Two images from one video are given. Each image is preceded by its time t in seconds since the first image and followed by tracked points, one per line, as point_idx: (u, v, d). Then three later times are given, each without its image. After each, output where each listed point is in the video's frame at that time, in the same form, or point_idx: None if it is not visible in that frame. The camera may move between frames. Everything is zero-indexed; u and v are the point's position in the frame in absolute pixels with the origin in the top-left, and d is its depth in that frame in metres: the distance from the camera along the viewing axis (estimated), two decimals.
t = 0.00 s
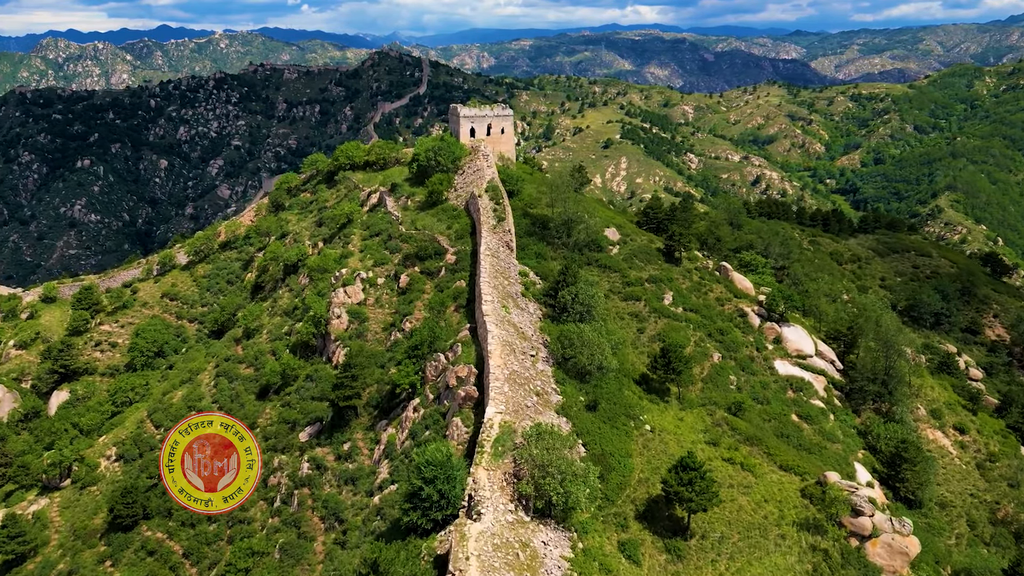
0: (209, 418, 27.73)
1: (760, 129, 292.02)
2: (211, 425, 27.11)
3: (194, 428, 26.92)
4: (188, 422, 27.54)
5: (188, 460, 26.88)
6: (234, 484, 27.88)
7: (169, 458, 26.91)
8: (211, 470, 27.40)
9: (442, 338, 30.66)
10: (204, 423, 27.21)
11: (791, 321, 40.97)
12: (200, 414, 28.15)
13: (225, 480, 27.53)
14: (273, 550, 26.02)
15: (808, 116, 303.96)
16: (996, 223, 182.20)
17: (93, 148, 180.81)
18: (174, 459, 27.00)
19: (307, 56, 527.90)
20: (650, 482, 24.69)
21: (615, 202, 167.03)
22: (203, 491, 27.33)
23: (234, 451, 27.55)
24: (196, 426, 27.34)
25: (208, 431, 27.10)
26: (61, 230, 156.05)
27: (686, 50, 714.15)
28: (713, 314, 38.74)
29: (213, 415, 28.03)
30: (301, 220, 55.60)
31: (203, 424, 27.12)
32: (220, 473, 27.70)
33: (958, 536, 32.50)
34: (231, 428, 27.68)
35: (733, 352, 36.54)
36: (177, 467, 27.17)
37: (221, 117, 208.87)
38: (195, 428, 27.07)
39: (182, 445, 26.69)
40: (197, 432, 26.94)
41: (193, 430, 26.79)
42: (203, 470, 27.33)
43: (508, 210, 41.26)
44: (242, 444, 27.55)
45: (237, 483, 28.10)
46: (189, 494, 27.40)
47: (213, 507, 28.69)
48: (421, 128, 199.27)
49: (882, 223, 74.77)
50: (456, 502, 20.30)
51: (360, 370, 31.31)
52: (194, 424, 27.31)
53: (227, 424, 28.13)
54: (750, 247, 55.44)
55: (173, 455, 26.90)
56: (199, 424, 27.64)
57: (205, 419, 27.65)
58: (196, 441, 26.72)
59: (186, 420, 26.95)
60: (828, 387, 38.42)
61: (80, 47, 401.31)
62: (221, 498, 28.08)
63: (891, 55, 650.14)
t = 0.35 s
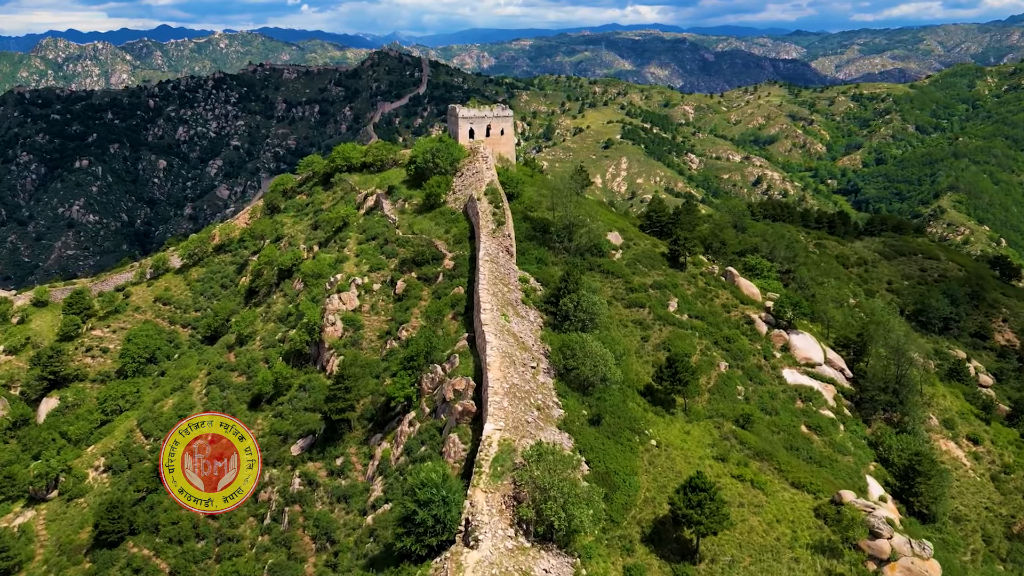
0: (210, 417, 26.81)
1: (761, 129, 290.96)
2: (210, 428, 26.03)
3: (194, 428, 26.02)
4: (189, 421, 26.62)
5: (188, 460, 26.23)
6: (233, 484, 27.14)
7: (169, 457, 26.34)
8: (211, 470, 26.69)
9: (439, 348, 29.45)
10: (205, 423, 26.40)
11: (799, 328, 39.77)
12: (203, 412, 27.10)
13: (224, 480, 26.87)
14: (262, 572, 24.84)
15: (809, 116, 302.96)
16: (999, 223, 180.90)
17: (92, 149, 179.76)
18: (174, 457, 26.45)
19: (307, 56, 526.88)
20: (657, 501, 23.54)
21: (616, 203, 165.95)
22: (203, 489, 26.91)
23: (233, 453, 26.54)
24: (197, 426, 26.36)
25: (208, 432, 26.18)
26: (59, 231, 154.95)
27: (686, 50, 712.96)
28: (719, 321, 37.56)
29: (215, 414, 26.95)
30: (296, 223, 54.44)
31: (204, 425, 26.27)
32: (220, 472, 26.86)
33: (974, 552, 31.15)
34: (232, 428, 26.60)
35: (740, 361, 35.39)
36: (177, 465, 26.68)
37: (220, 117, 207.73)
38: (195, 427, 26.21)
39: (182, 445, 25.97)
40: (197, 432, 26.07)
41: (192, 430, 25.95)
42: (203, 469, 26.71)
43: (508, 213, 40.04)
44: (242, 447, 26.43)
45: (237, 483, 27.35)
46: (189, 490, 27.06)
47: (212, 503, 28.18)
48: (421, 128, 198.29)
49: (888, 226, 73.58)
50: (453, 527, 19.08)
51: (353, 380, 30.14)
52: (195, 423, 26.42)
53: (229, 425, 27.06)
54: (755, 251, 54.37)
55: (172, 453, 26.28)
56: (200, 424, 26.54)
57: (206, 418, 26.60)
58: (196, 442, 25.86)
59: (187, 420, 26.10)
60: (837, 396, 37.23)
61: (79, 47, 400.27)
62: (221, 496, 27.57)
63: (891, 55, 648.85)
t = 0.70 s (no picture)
0: (210, 422, 30.94)
1: (762, 130, 289.88)
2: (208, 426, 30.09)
3: (194, 429, 30.05)
4: (191, 426, 30.67)
5: (188, 461, 29.77)
6: (233, 484, 29.60)
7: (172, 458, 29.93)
8: (211, 470, 29.84)
9: (435, 362, 28.32)
10: (204, 425, 30.49)
11: (806, 339, 38.76)
12: (202, 419, 31.31)
13: (224, 480, 29.66)
14: None
15: (810, 116, 301.86)
16: (1001, 225, 179.69)
17: (90, 149, 178.56)
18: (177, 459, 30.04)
19: (307, 56, 525.57)
20: (662, 526, 22.48)
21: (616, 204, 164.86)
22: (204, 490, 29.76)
23: (231, 451, 29.71)
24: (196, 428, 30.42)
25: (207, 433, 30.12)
26: (57, 232, 153.64)
27: (686, 50, 711.42)
28: (725, 331, 36.48)
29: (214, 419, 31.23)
30: (292, 228, 53.43)
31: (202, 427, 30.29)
32: (220, 471, 29.83)
33: (989, 571, 30.05)
34: (229, 430, 30.42)
35: (746, 373, 34.36)
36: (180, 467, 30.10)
37: (219, 117, 206.59)
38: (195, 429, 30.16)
39: (183, 445, 29.74)
40: (197, 432, 30.01)
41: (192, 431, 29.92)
42: (204, 470, 29.93)
43: (507, 220, 38.95)
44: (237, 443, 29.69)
45: (236, 483, 29.70)
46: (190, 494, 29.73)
47: (212, 509, 29.84)
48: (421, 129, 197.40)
49: (894, 230, 72.49)
50: (448, 559, 17.99)
51: (347, 395, 29.00)
52: (194, 426, 30.55)
53: (227, 426, 30.95)
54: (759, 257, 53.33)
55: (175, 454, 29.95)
56: (199, 426, 30.65)
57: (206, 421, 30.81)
58: (196, 440, 29.57)
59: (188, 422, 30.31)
60: (846, 409, 36.17)
61: (78, 47, 398.97)
62: (222, 499, 29.77)
63: (892, 54, 647.42)
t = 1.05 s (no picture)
0: (211, 423, 31.73)
1: (763, 130, 288.68)
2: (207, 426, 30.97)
3: (195, 429, 30.99)
4: (193, 427, 31.59)
5: (189, 461, 30.31)
6: (233, 483, 29.59)
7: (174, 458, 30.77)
8: (211, 470, 30.17)
9: (434, 375, 27.20)
10: (204, 426, 31.36)
11: (816, 347, 37.69)
12: (204, 421, 32.11)
13: (224, 479, 29.91)
14: None
15: (811, 116, 300.67)
16: (1004, 225, 178.62)
17: (89, 149, 177.45)
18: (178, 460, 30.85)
19: (307, 56, 524.39)
20: (672, 550, 21.35)
21: (617, 205, 163.78)
22: (204, 491, 29.91)
23: (229, 451, 29.99)
24: (198, 428, 31.30)
25: (206, 433, 30.82)
26: (55, 233, 152.67)
27: (686, 50, 710.08)
28: (733, 340, 35.37)
29: (215, 421, 32.10)
30: (288, 232, 52.36)
31: (202, 428, 31.14)
32: (220, 472, 30.12)
33: None
34: (228, 430, 30.91)
35: (755, 384, 33.28)
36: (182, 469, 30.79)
37: (218, 117, 205.52)
38: (196, 430, 31.03)
39: (184, 445, 30.54)
40: (197, 432, 30.88)
41: (192, 431, 30.87)
42: (204, 471, 30.31)
43: (508, 225, 37.83)
44: (235, 442, 29.91)
45: (236, 483, 29.67)
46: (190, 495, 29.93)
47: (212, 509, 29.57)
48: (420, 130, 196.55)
49: (901, 233, 71.35)
50: None
51: (342, 408, 27.87)
52: (195, 427, 31.43)
53: (227, 427, 31.45)
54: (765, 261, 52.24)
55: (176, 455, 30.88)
56: (200, 427, 31.29)
57: (207, 422, 31.71)
58: (196, 440, 30.30)
59: (188, 423, 31.38)
60: (858, 420, 35.05)
61: (78, 47, 397.92)
62: (221, 499, 29.65)
63: (892, 54, 646.26)
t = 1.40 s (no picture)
0: (210, 422, 30.92)
1: (764, 130, 287.65)
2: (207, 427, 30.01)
3: (193, 430, 29.87)
4: (192, 426, 30.56)
5: (189, 461, 29.77)
6: (233, 484, 29.08)
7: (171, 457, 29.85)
8: (212, 470, 29.87)
9: (433, 387, 26.20)
10: (203, 426, 30.35)
11: (826, 355, 36.65)
12: (203, 419, 31.17)
13: (225, 479, 29.61)
14: None
15: (813, 117, 299.67)
16: (1007, 226, 177.70)
17: (88, 150, 176.71)
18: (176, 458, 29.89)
19: (307, 56, 523.58)
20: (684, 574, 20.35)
21: (618, 206, 162.77)
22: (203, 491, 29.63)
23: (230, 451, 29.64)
24: (196, 427, 30.33)
25: (206, 433, 30.06)
26: (54, 233, 151.75)
27: (687, 50, 708.64)
28: (742, 348, 34.39)
29: (214, 419, 31.16)
30: (285, 235, 51.36)
31: (201, 428, 30.17)
32: (220, 471, 29.84)
33: None
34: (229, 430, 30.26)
35: (765, 395, 32.28)
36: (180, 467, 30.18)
37: (217, 117, 204.64)
38: (195, 430, 30.07)
39: (183, 445, 29.58)
40: (196, 432, 29.89)
41: (191, 431, 29.74)
42: (204, 470, 29.99)
43: (510, 229, 36.85)
44: (236, 443, 29.27)
45: (236, 483, 29.15)
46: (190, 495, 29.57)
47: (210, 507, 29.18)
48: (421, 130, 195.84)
49: (908, 236, 70.31)
50: None
51: (338, 421, 26.88)
52: (193, 426, 30.34)
53: (226, 426, 30.90)
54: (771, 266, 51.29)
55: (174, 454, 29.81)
56: (198, 427, 30.32)
57: (206, 422, 30.66)
58: (195, 441, 29.61)
59: (186, 423, 30.16)
60: (869, 431, 34.05)
61: (78, 47, 397.08)
62: (219, 499, 29.23)
63: (893, 54, 644.92)
